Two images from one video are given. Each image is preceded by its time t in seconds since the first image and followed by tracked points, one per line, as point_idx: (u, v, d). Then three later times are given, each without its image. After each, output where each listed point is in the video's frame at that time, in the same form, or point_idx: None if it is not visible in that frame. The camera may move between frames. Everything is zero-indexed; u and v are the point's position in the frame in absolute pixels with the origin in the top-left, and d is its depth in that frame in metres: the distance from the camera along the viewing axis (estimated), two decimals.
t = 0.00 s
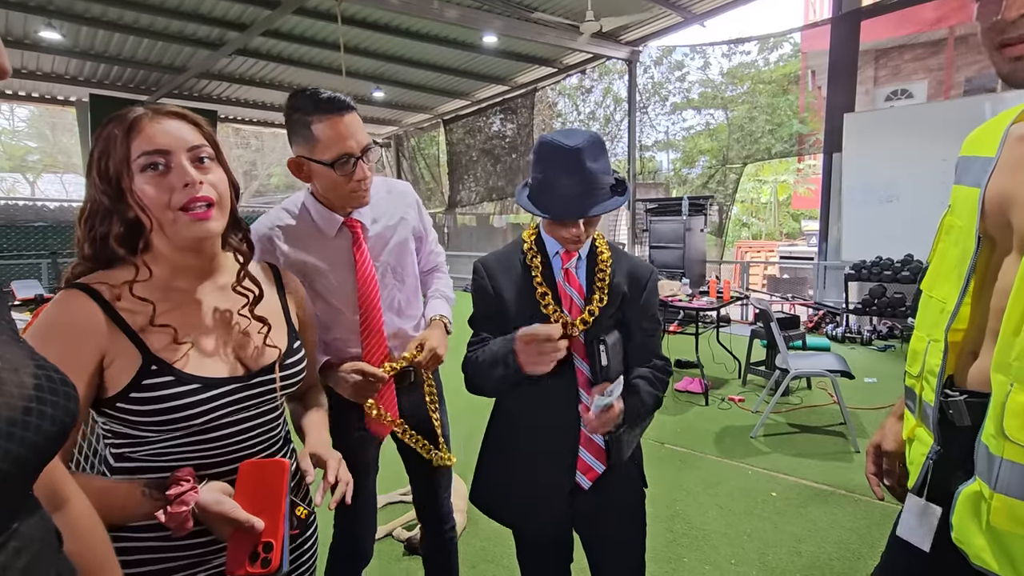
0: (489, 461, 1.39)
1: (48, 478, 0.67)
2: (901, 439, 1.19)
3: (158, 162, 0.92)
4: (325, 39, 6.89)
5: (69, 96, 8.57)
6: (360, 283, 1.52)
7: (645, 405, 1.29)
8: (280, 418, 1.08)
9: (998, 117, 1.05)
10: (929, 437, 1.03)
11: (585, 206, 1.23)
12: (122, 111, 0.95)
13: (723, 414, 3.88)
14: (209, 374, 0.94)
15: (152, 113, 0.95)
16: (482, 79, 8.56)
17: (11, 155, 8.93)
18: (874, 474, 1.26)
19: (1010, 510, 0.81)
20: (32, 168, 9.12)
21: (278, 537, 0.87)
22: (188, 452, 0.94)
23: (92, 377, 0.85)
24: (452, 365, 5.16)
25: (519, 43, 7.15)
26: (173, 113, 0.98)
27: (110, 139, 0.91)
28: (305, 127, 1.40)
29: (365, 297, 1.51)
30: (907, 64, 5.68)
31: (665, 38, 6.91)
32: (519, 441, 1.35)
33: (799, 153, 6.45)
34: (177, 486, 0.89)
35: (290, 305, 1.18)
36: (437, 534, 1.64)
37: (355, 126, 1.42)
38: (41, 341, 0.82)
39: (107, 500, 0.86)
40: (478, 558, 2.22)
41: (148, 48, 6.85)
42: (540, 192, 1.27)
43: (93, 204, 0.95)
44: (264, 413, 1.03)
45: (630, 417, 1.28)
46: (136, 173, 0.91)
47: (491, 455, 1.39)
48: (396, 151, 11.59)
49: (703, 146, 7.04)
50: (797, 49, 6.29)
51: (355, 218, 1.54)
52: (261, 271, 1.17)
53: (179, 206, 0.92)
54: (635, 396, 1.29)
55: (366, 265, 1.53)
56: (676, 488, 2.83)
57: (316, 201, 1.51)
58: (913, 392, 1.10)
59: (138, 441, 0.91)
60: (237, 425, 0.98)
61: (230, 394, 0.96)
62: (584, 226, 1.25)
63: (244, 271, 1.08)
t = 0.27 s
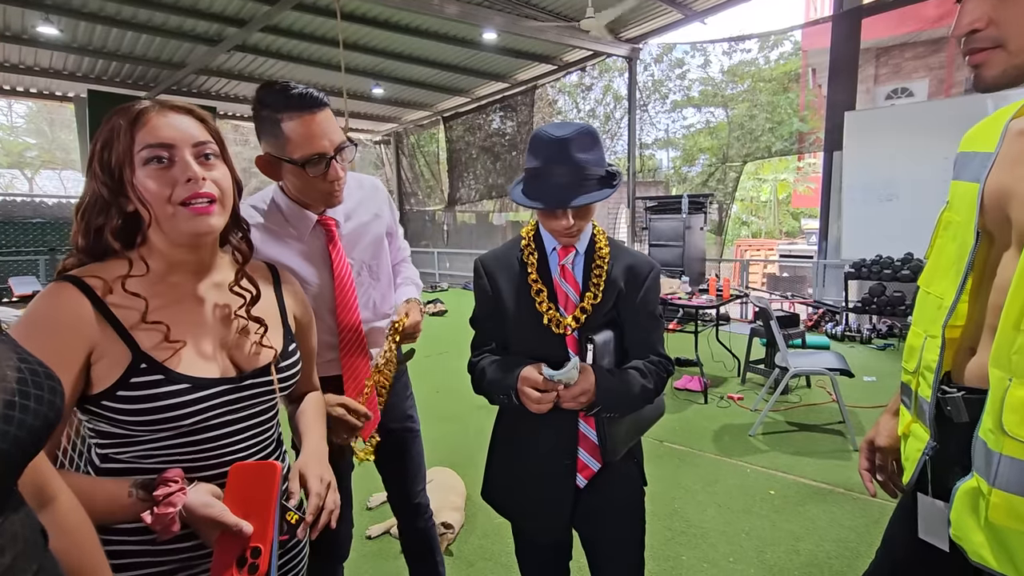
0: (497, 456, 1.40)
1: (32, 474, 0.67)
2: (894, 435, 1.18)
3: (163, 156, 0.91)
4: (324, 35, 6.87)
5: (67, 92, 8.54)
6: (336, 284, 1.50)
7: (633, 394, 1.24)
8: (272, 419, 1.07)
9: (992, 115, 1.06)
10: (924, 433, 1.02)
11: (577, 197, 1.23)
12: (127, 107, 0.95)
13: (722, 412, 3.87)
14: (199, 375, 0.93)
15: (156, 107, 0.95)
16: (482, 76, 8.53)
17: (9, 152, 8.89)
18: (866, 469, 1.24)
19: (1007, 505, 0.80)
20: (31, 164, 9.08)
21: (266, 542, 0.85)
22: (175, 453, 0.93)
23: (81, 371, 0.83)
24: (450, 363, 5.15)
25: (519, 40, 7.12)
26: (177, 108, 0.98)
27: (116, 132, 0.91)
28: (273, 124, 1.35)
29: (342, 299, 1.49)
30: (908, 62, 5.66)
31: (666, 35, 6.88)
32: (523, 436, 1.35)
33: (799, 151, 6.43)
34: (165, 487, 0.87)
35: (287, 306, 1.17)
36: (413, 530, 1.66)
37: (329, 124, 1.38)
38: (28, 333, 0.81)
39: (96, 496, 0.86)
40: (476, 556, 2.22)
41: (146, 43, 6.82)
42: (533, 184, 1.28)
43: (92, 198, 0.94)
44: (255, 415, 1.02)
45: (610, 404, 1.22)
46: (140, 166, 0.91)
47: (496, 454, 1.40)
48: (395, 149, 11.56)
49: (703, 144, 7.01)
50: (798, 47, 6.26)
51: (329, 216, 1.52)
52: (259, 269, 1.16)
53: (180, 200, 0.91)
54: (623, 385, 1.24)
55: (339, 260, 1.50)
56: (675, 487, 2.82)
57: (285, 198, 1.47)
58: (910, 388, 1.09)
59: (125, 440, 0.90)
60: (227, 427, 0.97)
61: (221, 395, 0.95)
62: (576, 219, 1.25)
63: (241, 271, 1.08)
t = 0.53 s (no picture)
0: (498, 453, 1.41)
1: (27, 474, 0.68)
2: (892, 432, 1.20)
3: (189, 156, 0.93)
4: (324, 33, 6.86)
5: (66, 89, 8.53)
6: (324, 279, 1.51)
7: (631, 393, 1.24)
8: (264, 416, 1.09)
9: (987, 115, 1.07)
10: (917, 429, 1.03)
11: (575, 197, 1.23)
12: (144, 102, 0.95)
13: (721, 410, 3.88)
14: (204, 370, 0.94)
15: (177, 106, 0.97)
16: (482, 74, 8.54)
17: (8, 149, 8.88)
18: (867, 467, 1.26)
19: (993, 500, 0.81)
20: (30, 162, 9.07)
21: (281, 532, 0.90)
22: (178, 451, 0.93)
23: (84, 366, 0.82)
24: (449, 360, 5.16)
25: (518, 38, 7.12)
26: (196, 109, 1.00)
27: (141, 128, 0.91)
28: (261, 121, 1.35)
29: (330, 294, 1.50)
30: (906, 62, 5.68)
31: (665, 34, 6.89)
32: (525, 435, 1.36)
33: (797, 151, 6.42)
34: (176, 484, 0.90)
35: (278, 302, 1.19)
36: (408, 526, 1.68)
37: (317, 123, 1.40)
38: (37, 325, 0.78)
39: (98, 504, 0.84)
40: (475, 553, 2.23)
41: (145, 41, 6.81)
42: (531, 183, 1.29)
43: (99, 186, 0.92)
44: (251, 409, 1.04)
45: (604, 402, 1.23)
46: (165, 162, 0.91)
47: (495, 450, 1.41)
48: (395, 147, 11.57)
49: (702, 143, 7.02)
50: (797, 47, 6.25)
51: (314, 213, 1.53)
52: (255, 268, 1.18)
53: (205, 200, 0.93)
54: (620, 383, 1.24)
55: (327, 257, 1.51)
56: (673, 484, 2.84)
57: (269, 194, 1.48)
58: (904, 385, 1.10)
59: (123, 443, 0.89)
60: (228, 421, 0.98)
61: (225, 389, 0.97)
62: (575, 219, 1.26)
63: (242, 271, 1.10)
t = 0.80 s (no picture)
0: (501, 450, 1.40)
1: (32, 472, 0.67)
2: (893, 428, 1.19)
3: (207, 159, 0.93)
4: (322, 31, 6.84)
5: (64, 88, 8.51)
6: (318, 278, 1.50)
7: (633, 389, 1.23)
8: (265, 414, 1.08)
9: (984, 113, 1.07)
10: (916, 425, 1.03)
11: (581, 196, 1.23)
12: (157, 99, 0.93)
13: (721, 409, 3.88)
14: (209, 367, 0.94)
15: (192, 108, 0.96)
16: (481, 73, 8.52)
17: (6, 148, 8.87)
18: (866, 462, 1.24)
19: (990, 495, 0.80)
20: (29, 161, 9.06)
21: (303, 508, 0.93)
22: (184, 450, 0.92)
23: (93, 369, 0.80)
24: (449, 359, 5.15)
25: (518, 37, 7.11)
26: (207, 109, 0.99)
27: (157, 125, 0.89)
28: (255, 119, 1.34)
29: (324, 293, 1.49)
30: (906, 60, 5.64)
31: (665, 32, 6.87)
32: (525, 432, 1.35)
33: (798, 149, 6.39)
34: (190, 480, 0.89)
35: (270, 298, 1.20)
36: (407, 525, 1.67)
37: (311, 123, 1.39)
38: (53, 328, 0.76)
39: (114, 506, 0.83)
40: (475, 552, 2.22)
41: (143, 39, 6.80)
42: (536, 181, 1.28)
43: (104, 179, 0.87)
44: (254, 406, 1.03)
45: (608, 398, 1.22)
46: (182, 163, 0.90)
47: (497, 448, 1.40)
48: (394, 146, 11.55)
49: (702, 142, 7.00)
50: (796, 45, 6.24)
51: (305, 211, 1.52)
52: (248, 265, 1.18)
53: (222, 204, 0.94)
54: (622, 380, 1.23)
55: (319, 256, 1.51)
56: (673, 483, 2.83)
57: (260, 191, 1.46)
58: (905, 382, 1.09)
59: (127, 445, 0.88)
60: (233, 417, 0.98)
61: (230, 386, 0.96)
62: (579, 218, 1.25)
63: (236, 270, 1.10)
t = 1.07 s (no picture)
0: (500, 450, 1.40)
1: (27, 475, 0.67)
2: (890, 428, 1.19)
3: (195, 164, 0.93)
4: (321, 31, 6.84)
5: (62, 88, 8.50)
6: (312, 278, 1.50)
7: (631, 387, 1.23)
8: (261, 414, 1.07)
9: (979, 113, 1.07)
10: (915, 425, 1.03)
11: (584, 198, 1.23)
12: (144, 101, 0.92)
13: (720, 409, 3.88)
14: (201, 370, 0.93)
15: (180, 111, 0.95)
16: (480, 73, 8.52)
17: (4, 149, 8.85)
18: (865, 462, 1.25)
19: (984, 493, 0.80)
20: (27, 161, 9.04)
21: (297, 508, 0.94)
22: (178, 452, 0.92)
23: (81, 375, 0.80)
24: (448, 359, 5.15)
25: (517, 36, 7.11)
26: (195, 112, 0.99)
27: (145, 130, 0.89)
28: (255, 119, 1.34)
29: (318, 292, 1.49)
30: (905, 59, 5.62)
31: (664, 31, 6.87)
32: (524, 432, 1.35)
33: (797, 148, 6.38)
34: (182, 482, 0.88)
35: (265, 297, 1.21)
36: (407, 526, 1.66)
37: (309, 125, 1.39)
38: (40, 336, 0.75)
39: (108, 506, 0.82)
40: (474, 552, 2.22)
41: (142, 40, 6.79)
42: (538, 183, 1.27)
43: (94, 184, 0.87)
44: (249, 407, 1.02)
45: (607, 396, 1.22)
46: (170, 168, 0.90)
47: (497, 447, 1.40)
48: (393, 146, 11.55)
49: (701, 141, 7.00)
50: (795, 45, 6.24)
51: (299, 211, 1.52)
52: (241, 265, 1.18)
53: (210, 207, 0.94)
54: (621, 378, 1.23)
55: (313, 256, 1.51)
56: (672, 483, 2.83)
57: (254, 191, 1.45)
58: (901, 382, 1.09)
59: (122, 447, 0.87)
60: (228, 419, 0.97)
61: (223, 387, 0.96)
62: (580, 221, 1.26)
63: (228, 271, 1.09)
